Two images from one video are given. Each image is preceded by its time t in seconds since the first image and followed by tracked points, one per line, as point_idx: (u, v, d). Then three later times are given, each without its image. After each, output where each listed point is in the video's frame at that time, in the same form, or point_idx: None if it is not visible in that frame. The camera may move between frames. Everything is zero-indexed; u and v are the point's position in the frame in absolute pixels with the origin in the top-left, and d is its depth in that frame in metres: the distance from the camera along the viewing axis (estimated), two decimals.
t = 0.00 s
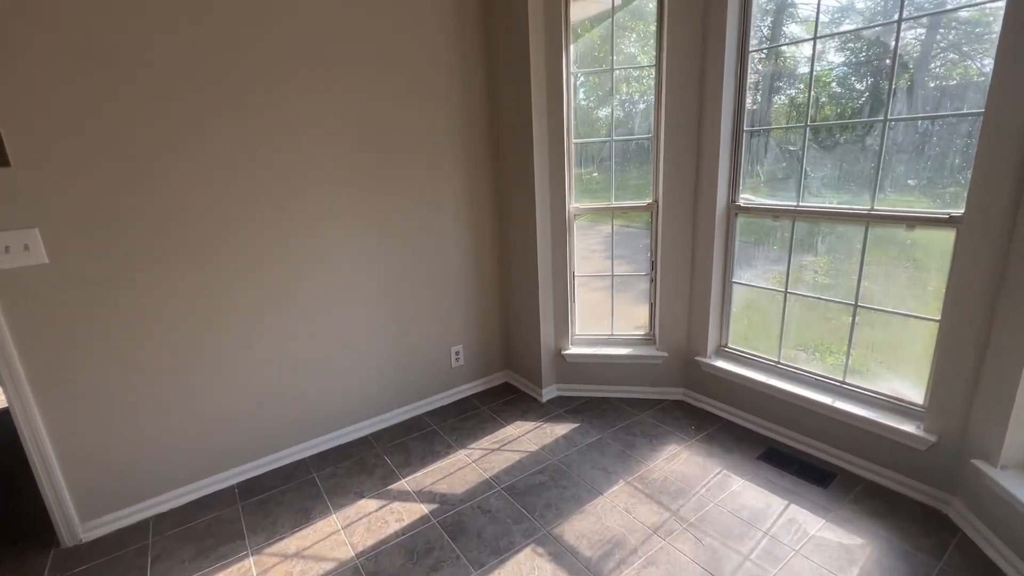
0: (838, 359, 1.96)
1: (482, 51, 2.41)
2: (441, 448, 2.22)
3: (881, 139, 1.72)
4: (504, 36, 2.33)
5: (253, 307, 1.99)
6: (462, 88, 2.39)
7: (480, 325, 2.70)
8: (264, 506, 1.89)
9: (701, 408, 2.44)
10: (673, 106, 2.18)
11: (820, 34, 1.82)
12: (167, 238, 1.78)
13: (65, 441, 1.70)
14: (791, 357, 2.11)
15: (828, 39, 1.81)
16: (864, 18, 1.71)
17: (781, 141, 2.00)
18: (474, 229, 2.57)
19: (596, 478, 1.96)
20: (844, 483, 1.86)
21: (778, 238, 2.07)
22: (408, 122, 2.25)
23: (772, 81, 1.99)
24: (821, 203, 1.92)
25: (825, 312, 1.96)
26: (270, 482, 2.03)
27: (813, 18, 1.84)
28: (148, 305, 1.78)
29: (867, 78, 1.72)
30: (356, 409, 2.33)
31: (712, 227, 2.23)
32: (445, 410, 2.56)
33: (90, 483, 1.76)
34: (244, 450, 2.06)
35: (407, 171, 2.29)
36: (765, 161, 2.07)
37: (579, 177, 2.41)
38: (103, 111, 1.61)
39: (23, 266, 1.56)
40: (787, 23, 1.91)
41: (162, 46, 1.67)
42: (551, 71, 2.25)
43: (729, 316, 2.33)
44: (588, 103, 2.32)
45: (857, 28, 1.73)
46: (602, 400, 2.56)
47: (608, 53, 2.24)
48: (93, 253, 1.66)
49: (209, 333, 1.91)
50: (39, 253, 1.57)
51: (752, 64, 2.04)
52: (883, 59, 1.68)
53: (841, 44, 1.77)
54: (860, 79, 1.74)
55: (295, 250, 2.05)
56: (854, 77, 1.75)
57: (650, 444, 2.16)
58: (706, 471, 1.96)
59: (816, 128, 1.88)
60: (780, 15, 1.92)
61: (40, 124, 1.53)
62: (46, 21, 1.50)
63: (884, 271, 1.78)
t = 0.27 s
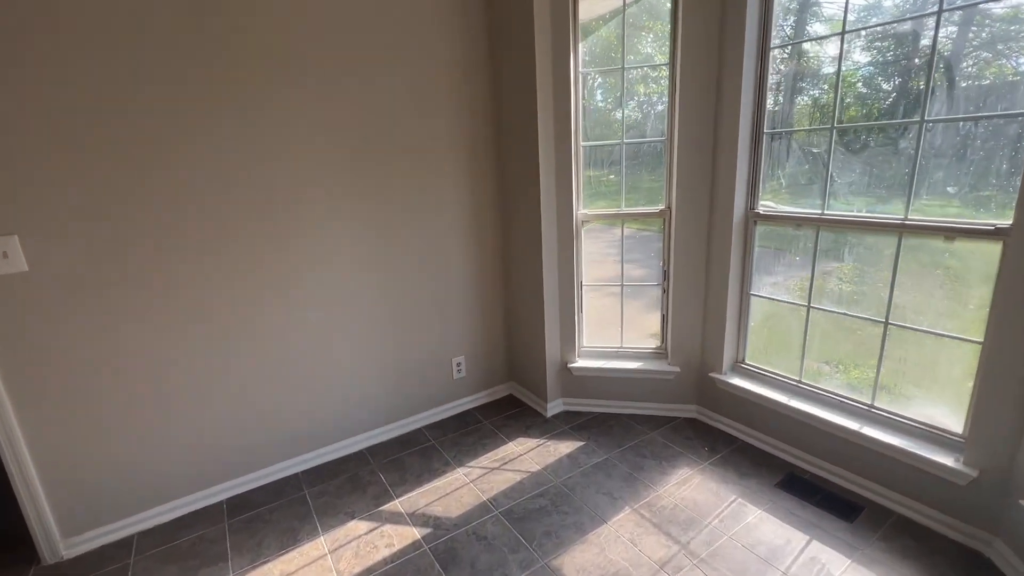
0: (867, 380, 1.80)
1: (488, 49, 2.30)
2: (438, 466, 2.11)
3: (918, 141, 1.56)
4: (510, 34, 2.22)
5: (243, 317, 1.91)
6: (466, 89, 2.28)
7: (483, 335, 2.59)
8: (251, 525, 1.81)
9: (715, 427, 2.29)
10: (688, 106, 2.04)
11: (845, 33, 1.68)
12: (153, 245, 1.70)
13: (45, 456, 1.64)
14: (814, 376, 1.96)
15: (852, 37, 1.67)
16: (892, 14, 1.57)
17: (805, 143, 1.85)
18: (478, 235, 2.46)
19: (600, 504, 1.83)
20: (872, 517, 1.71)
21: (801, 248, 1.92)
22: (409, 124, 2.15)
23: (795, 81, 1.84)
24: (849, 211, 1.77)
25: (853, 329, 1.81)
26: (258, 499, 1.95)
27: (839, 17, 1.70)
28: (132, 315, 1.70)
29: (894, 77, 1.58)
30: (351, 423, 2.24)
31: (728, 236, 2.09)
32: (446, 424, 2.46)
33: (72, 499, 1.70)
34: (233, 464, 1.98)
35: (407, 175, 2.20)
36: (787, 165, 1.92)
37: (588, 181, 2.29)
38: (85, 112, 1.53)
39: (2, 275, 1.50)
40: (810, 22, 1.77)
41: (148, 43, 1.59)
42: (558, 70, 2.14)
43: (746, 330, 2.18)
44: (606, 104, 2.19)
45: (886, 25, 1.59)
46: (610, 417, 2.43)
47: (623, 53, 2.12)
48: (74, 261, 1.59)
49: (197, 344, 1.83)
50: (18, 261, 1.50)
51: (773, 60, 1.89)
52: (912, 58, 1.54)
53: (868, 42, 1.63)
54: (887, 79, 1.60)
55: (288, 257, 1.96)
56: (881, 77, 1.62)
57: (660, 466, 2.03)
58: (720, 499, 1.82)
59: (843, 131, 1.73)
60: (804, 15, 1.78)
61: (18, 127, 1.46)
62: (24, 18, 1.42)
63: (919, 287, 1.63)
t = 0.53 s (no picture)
0: (929, 413, 1.60)
1: (512, 49, 2.20)
2: (450, 486, 2.01)
3: (997, 144, 1.36)
4: (534, 32, 2.10)
5: (254, 325, 1.86)
6: (488, 90, 2.18)
7: (502, 347, 2.48)
8: (255, 540, 1.75)
9: (750, 455, 2.11)
10: (726, 107, 1.88)
11: (897, 28, 1.51)
12: (162, 251, 1.66)
13: (53, 462, 1.62)
14: (866, 406, 1.76)
15: (903, 34, 1.51)
16: (947, 11, 1.41)
17: (859, 146, 1.66)
18: (498, 242, 2.35)
19: (621, 538, 1.69)
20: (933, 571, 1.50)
21: (853, 262, 1.73)
22: (427, 127, 2.07)
23: (844, 81, 1.67)
24: (911, 223, 1.57)
25: (913, 355, 1.61)
26: (265, 513, 1.89)
27: (889, 14, 1.53)
28: (140, 322, 1.67)
29: (950, 77, 1.43)
30: (363, 435, 2.16)
31: (769, 248, 1.91)
32: (461, 439, 2.35)
33: (78, 506, 1.68)
34: (240, 475, 1.93)
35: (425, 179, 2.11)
36: (839, 169, 1.73)
37: (615, 187, 2.15)
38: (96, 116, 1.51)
39: (12, 279, 1.49)
40: (858, 20, 1.60)
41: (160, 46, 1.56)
42: (585, 70, 2.01)
43: (788, 351, 1.99)
44: (640, 106, 2.04)
45: (940, 23, 1.43)
46: (635, 438, 2.27)
47: (657, 52, 1.97)
48: (83, 267, 1.57)
49: (206, 353, 1.79)
50: (28, 265, 1.49)
51: (820, 57, 1.72)
52: (970, 56, 1.38)
53: (920, 41, 1.48)
54: (942, 79, 1.44)
55: (300, 264, 1.90)
56: (935, 77, 1.46)
57: (688, 498, 1.87)
58: (754, 539, 1.65)
59: (904, 132, 1.54)
60: (852, 11, 1.61)
61: (30, 131, 1.45)
62: (36, 21, 1.41)
63: (994, 312, 1.42)
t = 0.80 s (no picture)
0: None
1: (564, 41, 2.07)
2: (483, 499, 1.92)
3: None
4: (588, 22, 1.96)
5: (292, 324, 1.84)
6: (537, 86, 2.06)
7: (543, 356, 2.37)
8: (285, 542, 1.74)
9: (815, 491, 1.89)
10: (803, 101, 1.67)
11: (994, 15, 1.33)
12: (207, 248, 1.67)
13: (100, 451, 1.66)
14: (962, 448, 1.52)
15: (1004, 21, 1.31)
16: None
17: (965, 147, 1.42)
18: (543, 246, 2.24)
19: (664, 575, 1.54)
20: None
21: (952, 281, 1.48)
22: (473, 125, 1.98)
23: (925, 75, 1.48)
24: None
25: None
26: (297, 513, 1.88)
27: None
28: (184, 318, 1.68)
29: None
30: (397, 440, 2.12)
31: (849, 261, 1.68)
32: (497, 450, 2.27)
33: (122, 495, 1.72)
34: (276, 474, 1.93)
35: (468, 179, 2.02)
36: (938, 173, 1.49)
37: (671, 190, 1.99)
38: (146, 114, 1.52)
39: (65, 273, 1.52)
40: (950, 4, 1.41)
41: (208, 43, 1.55)
42: (642, 62, 1.86)
43: (865, 378, 1.76)
44: (701, 104, 1.87)
45: None
46: (683, 462, 2.10)
47: (722, 45, 1.79)
48: (132, 262, 1.59)
49: (246, 350, 1.79)
50: (80, 260, 1.52)
51: (924, 42, 1.48)
52: None
53: None
54: None
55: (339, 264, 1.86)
56: None
57: (742, 535, 1.69)
58: None
59: None
60: None
61: (84, 128, 1.47)
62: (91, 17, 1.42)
63: None
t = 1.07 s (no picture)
0: None
1: (631, 31, 1.94)
2: (523, 509, 1.86)
3: None
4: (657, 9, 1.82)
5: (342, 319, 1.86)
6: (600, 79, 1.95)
7: (595, 364, 2.26)
8: (326, 532, 1.76)
9: (903, 540, 1.65)
10: (909, 92, 1.44)
11: None
12: (266, 241, 1.72)
13: (165, 430, 1.77)
14: None
15: None
16: None
17: None
18: (599, 249, 2.12)
19: None
20: None
21: None
22: (531, 121, 1.91)
23: None
24: None
25: None
26: (340, 505, 1.91)
27: None
28: (243, 308, 1.75)
29: None
30: (441, 440, 2.10)
31: (961, 278, 1.43)
32: (542, 458, 2.19)
33: (184, 472, 1.82)
34: (322, 464, 1.97)
35: (523, 177, 1.95)
36: None
37: (744, 192, 1.80)
38: (215, 110, 1.58)
39: (139, 260, 1.62)
40: None
41: (273, 41, 1.58)
42: (717, 51, 1.69)
43: (973, 416, 1.50)
44: (783, 100, 1.68)
45: None
46: (745, 490, 1.92)
47: (811, 33, 1.60)
48: (198, 253, 1.66)
49: (298, 342, 1.83)
50: (152, 248, 1.61)
51: None
52: None
53: None
54: None
55: (389, 261, 1.86)
56: None
57: None
58: None
59: None
60: None
61: (158, 124, 1.55)
62: (167, 19, 1.49)
63: None
